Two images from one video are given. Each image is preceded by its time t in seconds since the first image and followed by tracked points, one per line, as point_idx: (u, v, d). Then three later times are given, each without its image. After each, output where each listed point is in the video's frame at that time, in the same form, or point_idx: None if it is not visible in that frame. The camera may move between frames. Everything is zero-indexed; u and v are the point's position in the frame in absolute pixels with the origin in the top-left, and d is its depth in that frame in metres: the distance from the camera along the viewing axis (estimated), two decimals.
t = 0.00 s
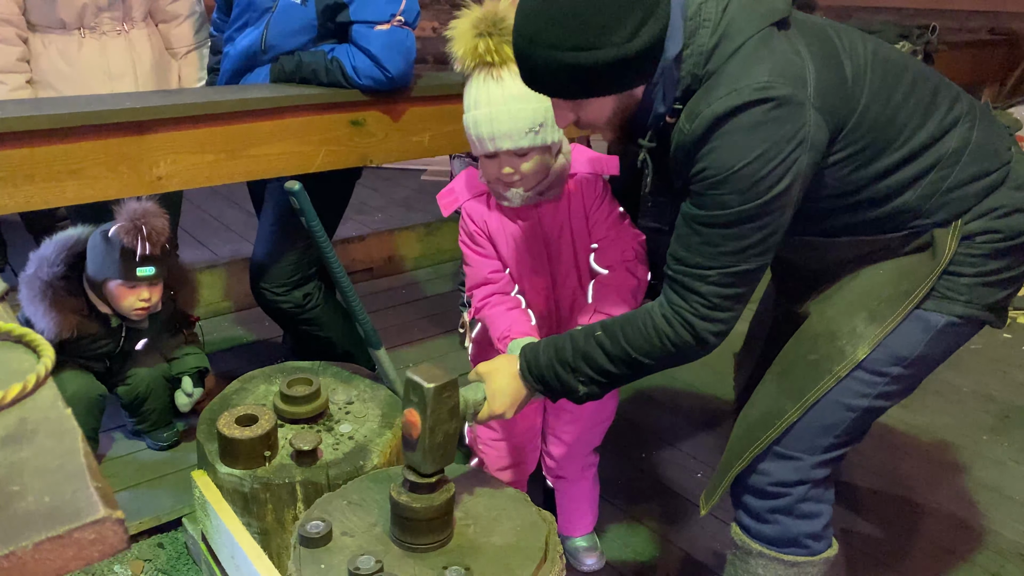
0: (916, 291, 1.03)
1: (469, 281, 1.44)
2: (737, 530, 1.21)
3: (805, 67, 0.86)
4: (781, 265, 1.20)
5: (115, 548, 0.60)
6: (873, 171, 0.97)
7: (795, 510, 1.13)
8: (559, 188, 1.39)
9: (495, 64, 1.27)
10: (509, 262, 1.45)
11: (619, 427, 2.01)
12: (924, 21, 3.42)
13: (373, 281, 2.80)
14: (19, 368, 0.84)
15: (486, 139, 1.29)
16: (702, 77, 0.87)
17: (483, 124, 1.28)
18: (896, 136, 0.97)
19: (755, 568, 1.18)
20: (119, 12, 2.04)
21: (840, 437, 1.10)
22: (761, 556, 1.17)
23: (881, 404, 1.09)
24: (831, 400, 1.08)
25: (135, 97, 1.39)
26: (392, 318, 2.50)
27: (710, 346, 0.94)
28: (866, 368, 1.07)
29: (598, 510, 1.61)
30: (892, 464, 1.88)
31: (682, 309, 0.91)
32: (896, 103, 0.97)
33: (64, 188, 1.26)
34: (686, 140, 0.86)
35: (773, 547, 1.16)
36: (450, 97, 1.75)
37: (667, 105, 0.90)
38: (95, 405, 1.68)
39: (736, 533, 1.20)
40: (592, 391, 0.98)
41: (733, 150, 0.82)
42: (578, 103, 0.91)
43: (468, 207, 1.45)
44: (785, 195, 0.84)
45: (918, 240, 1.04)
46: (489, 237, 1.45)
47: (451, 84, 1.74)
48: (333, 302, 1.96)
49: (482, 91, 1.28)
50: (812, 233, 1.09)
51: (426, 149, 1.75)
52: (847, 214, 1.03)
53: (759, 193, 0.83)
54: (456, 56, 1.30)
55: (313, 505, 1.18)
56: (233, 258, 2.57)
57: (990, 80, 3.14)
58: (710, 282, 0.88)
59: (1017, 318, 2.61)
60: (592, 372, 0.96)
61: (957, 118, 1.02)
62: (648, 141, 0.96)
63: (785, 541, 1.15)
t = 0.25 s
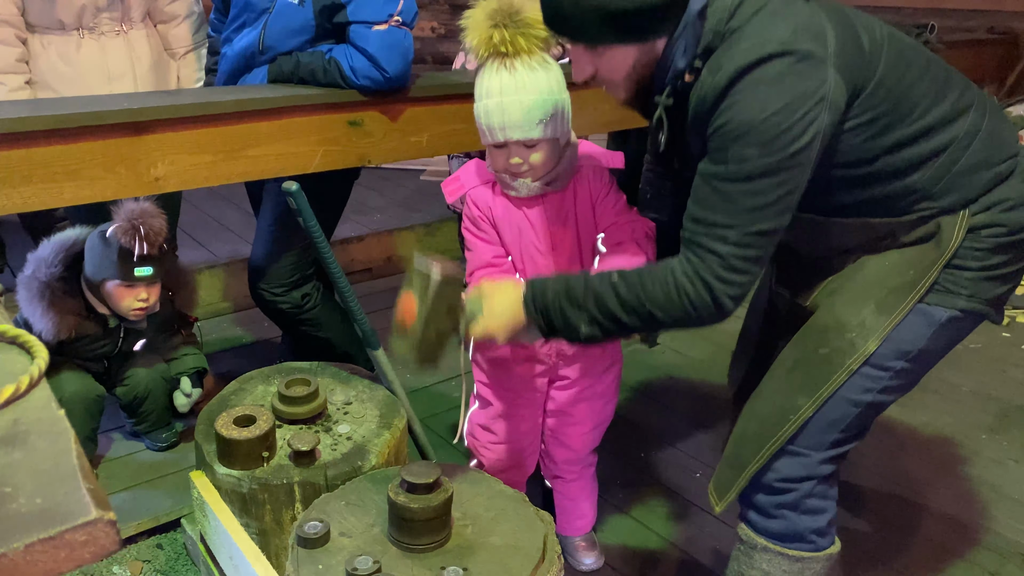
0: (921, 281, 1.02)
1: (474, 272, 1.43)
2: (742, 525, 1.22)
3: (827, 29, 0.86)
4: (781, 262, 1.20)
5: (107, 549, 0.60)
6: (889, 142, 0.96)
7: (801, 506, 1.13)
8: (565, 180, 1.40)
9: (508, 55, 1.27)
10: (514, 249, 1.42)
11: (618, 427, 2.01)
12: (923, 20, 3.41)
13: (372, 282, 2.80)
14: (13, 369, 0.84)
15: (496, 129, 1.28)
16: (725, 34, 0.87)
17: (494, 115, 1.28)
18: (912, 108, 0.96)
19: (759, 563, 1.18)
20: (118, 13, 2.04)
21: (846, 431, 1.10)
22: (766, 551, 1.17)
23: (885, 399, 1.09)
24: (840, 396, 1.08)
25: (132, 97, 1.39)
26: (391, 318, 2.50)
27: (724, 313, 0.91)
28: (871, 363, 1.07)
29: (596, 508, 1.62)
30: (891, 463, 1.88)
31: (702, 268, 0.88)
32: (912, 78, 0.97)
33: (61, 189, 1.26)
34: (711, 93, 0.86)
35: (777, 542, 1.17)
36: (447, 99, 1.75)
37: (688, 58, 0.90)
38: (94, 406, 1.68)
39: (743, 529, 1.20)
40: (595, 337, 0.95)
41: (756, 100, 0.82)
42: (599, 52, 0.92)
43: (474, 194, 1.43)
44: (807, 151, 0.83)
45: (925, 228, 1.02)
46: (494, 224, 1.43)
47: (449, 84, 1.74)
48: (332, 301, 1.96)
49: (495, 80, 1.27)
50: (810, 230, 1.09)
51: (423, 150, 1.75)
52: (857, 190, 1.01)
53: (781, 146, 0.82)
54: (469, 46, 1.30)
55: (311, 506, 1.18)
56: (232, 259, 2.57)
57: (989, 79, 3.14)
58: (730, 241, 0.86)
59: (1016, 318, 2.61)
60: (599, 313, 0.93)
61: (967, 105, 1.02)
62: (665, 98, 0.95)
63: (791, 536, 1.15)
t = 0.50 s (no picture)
0: (925, 267, 1.02)
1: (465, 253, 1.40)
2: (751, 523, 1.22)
3: None
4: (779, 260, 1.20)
5: (102, 552, 0.60)
6: (897, 85, 0.94)
7: (811, 507, 1.14)
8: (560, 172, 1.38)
9: (504, 44, 1.21)
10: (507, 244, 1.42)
11: (618, 427, 2.01)
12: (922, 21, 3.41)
13: (372, 282, 2.80)
14: (8, 372, 0.84)
15: (489, 114, 1.21)
16: None
17: (488, 103, 1.21)
18: (924, 54, 0.94)
19: (765, 562, 1.19)
20: (117, 14, 2.04)
21: (853, 431, 1.10)
22: (772, 550, 1.18)
23: (888, 395, 1.09)
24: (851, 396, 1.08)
25: (130, 99, 1.39)
26: (391, 319, 2.50)
27: (711, 223, 0.83)
28: (879, 362, 1.06)
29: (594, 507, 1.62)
30: (891, 462, 1.88)
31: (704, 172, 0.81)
32: (925, 25, 0.95)
33: (59, 191, 1.26)
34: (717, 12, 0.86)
35: (784, 542, 1.17)
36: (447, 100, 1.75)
37: None
38: (92, 407, 1.68)
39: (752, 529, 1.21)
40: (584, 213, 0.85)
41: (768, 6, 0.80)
42: None
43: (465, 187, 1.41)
44: (814, 65, 0.80)
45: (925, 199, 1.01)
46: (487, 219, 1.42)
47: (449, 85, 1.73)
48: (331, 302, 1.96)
49: (488, 69, 1.21)
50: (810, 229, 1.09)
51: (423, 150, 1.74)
52: (863, 134, 0.97)
53: (791, 53, 0.79)
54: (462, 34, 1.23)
55: (309, 508, 1.18)
56: (231, 260, 2.57)
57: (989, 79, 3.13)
58: (731, 144, 0.80)
59: (1016, 318, 2.60)
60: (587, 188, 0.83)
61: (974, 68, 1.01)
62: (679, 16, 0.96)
63: (798, 536, 1.16)
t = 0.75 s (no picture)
0: (924, 273, 1.02)
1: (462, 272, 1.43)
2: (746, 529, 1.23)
3: None
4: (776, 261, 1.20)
5: (97, 554, 0.61)
6: (886, 101, 0.93)
7: (806, 513, 1.15)
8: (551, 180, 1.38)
9: (480, 61, 1.26)
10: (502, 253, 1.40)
11: (618, 427, 2.01)
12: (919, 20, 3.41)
13: (371, 283, 2.80)
14: (5, 373, 0.84)
15: (474, 137, 1.29)
16: None
17: (470, 124, 1.28)
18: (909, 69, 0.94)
19: (762, 567, 1.20)
20: (116, 15, 2.04)
21: (850, 435, 1.10)
22: (770, 555, 1.18)
23: (885, 399, 1.09)
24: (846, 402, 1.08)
25: (129, 101, 1.39)
26: (390, 320, 2.50)
27: (713, 263, 0.83)
28: (877, 367, 1.07)
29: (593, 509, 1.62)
30: (890, 462, 1.88)
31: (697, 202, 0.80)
32: (909, 38, 0.94)
33: (58, 193, 1.26)
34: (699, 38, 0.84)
35: (782, 547, 1.18)
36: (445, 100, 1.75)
37: (675, 7, 0.89)
38: (92, 408, 1.68)
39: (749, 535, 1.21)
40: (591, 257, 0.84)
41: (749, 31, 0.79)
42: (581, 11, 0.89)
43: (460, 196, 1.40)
44: (798, 92, 0.79)
45: (921, 206, 1.01)
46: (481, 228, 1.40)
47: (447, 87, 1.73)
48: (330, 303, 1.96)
49: (467, 87, 1.28)
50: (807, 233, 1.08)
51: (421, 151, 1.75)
52: (854, 152, 0.96)
53: (774, 80, 0.78)
54: (438, 55, 1.30)
55: (307, 509, 1.18)
56: (230, 261, 2.57)
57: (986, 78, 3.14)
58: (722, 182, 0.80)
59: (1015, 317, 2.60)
60: (594, 234, 0.82)
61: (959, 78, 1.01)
62: (655, 51, 0.93)
63: (795, 541, 1.16)
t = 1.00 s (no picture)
0: (920, 294, 1.03)
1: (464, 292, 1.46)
2: (734, 533, 1.22)
3: (786, 73, 0.85)
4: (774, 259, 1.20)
5: (88, 550, 0.61)
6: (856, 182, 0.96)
7: (791, 513, 1.13)
8: (553, 206, 1.40)
9: (486, 88, 1.23)
10: (505, 274, 1.44)
11: (617, 427, 2.01)
12: (918, 18, 3.41)
13: (370, 283, 2.80)
14: None
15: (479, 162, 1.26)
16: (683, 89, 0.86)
17: (476, 149, 1.25)
18: (882, 146, 0.96)
19: (750, 569, 1.18)
20: (113, 15, 2.04)
21: (840, 439, 1.09)
22: (757, 558, 1.17)
23: (882, 408, 1.09)
24: (835, 403, 1.08)
25: (125, 100, 1.39)
26: (389, 319, 2.50)
27: (678, 351, 0.93)
28: (869, 372, 1.07)
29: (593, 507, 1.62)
30: (889, 462, 1.88)
31: (651, 313, 0.90)
32: (883, 110, 0.96)
33: (55, 192, 1.26)
34: (666, 148, 0.85)
35: (769, 550, 1.16)
36: (441, 100, 1.75)
37: (653, 123, 0.88)
38: (89, 408, 1.68)
39: (735, 536, 1.20)
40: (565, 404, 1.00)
41: (711, 152, 0.82)
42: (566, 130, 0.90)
43: (464, 221, 1.44)
44: (757, 204, 0.84)
45: (916, 244, 1.03)
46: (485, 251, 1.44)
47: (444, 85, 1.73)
48: (329, 303, 1.95)
49: (473, 116, 1.23)
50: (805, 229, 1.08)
51: (419, 149, 1.75)
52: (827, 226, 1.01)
53: (734, 198, 0.82)
54: (446, 76, 1.25)
55: (305, 508, 1.17)
56: (228, 262, 2.56)
57: (986, 77, 3.14)
58: (678, 285, 0.87)
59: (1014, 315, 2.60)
60: (561, 378, 0.96)
61: (942, 126, 1.01)
62: (640, 160, 0.93)
63: (782, 543, 1.15)
